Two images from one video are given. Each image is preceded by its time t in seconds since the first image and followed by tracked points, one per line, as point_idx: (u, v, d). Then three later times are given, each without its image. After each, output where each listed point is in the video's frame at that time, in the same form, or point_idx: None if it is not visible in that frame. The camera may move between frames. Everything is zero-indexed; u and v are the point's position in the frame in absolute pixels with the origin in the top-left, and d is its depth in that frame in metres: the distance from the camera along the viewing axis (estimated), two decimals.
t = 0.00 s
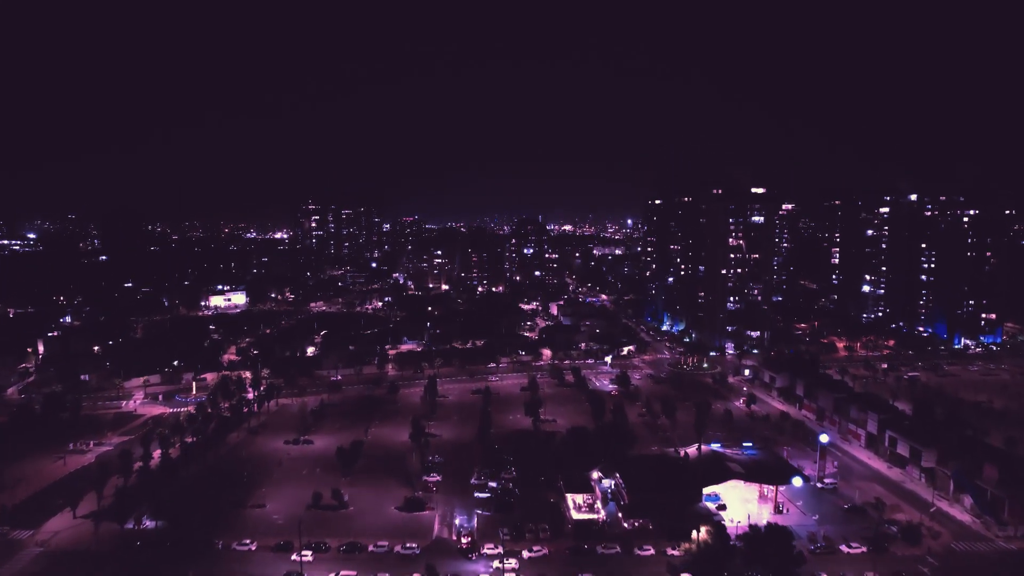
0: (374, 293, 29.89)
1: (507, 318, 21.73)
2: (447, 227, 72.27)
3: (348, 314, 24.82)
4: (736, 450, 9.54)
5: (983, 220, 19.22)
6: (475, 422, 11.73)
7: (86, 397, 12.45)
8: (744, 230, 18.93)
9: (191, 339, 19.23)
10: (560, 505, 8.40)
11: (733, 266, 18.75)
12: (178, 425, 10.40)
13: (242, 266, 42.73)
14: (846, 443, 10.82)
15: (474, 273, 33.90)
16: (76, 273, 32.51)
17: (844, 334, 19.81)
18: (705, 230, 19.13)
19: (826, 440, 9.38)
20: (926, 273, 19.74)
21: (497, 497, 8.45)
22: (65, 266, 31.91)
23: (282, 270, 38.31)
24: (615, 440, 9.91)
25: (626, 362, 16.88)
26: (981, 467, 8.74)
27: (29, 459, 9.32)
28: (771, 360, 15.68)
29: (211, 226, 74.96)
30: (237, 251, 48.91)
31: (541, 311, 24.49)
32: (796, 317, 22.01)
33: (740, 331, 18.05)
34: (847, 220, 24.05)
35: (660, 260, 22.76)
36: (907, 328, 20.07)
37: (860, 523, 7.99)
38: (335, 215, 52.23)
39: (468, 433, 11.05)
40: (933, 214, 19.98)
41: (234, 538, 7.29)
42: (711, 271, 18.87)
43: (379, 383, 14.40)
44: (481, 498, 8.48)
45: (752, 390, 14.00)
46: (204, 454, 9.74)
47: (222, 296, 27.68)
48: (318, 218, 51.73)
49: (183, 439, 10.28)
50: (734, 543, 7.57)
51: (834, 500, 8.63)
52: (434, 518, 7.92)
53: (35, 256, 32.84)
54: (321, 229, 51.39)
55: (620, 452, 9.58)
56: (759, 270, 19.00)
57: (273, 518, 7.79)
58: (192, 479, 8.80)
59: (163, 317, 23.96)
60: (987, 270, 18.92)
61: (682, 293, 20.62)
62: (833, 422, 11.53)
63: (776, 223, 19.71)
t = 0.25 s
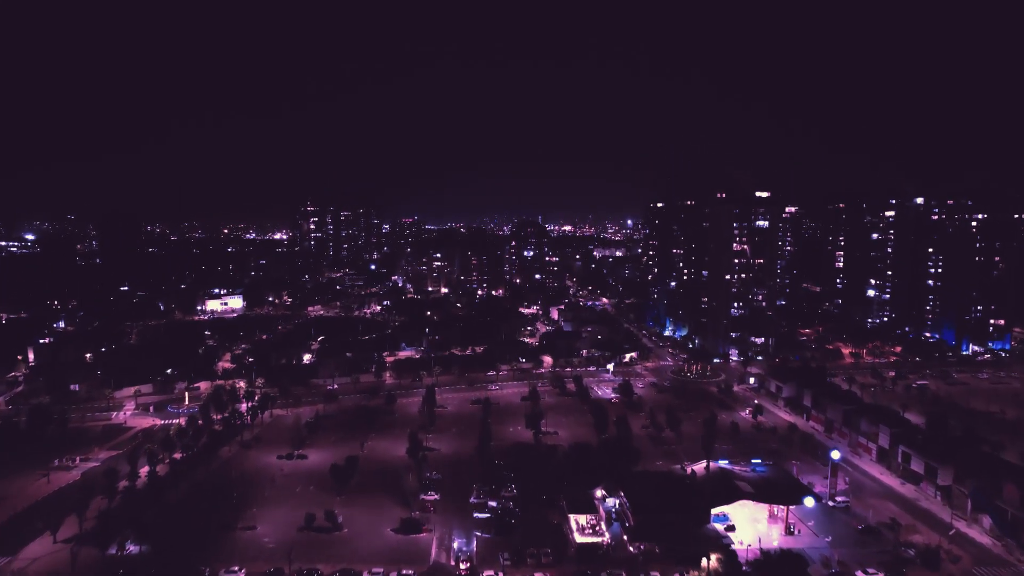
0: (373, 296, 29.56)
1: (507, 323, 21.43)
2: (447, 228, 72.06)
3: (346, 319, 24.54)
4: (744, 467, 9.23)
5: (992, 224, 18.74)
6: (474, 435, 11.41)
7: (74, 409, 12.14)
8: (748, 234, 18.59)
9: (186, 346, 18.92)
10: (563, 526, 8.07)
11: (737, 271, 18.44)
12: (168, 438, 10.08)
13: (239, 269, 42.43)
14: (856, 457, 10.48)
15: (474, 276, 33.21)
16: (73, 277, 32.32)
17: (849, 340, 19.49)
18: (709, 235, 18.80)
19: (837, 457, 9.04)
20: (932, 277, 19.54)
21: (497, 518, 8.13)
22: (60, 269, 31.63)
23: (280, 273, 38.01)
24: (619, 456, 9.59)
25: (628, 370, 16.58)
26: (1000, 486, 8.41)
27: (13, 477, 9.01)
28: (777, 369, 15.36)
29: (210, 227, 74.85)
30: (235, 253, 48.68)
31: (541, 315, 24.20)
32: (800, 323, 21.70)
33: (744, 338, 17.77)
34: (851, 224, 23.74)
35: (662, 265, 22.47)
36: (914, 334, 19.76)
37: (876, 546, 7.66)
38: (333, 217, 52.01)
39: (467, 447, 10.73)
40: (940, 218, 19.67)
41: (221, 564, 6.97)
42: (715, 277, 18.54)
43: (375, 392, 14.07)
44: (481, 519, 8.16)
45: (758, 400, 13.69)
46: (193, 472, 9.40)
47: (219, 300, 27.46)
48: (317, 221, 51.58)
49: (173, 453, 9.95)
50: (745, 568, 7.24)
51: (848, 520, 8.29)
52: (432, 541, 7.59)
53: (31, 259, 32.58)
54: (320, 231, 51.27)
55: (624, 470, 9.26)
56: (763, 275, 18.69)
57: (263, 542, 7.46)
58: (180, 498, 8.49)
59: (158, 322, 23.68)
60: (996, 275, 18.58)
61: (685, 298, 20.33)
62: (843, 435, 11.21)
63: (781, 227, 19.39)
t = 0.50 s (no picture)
0: (372, 300, 29.26)
1: (508, 328, 21.10)
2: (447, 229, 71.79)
3: (344, 324, 24.27)
4: (753, 485, 8.93)
5: (1001, 229, 18.32)
6: (474, 448, 11.10)
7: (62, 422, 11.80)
8: (753, 239, 18.28)
9: (180, 353, 18.59)
10: (566, 549, 7.74)
11: (741, 277, 18.15)
12: (157, 454, 9.75)
13: (237, 271, 42.11)
14: (867, 472, 10.14)
15: (474, 279, 32.79)
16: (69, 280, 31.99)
17: (855, 346, 19.20)
18: (713, 239, 18.48)
19: (850, 475, 8.68)
20: (939, 282, 19.37)
21: (497, 541, 7.79)
22: (55, 272, 31.32)
23: (278, 276, 37.72)
24: (623, 473, 9.27)
25: (630, 378, 16.27)
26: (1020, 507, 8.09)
27: None
28: (782, 378, 15.06)
29: (209, 228, 74.64)
30: (233, 255, 48.42)
31: (542, 320, 23.95)
32: (804, 328, 21.42)
33: (748, 344, 17.51)
34: (855, 227, 23.45)
35: (664, 269, 22.20)
36: (920, 340, 19.48)
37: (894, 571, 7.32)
38: (332, 219, 52.29)
39: (465, 462, 10.43)
40: (947, 222, 19.52)
41: None
42: (718, 282, 18.24)
43: (373, 403, 13.76)
44: (481, 542, 7.83)
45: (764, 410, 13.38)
46: (181, 491, 9.06)
47: (216, 304, 27.16)
48: (314, 223, 51.73)
49: (162, 469, 9.59)
50: None
51: (862, 543, 7.93)
52: (430, 567, 7.25)
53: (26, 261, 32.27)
54: (318, 232, 51.42)
55: (629, 489, 8.95)
56: (768, 281, 18.39)
57: (253, 567, 7.12)
58: (167, 520, 8.16)
59: (153, 327, 23.35)
60: (1005, 281, 18.12)
61: (688, 304, 20.07)
62: (852, 448, 10.89)
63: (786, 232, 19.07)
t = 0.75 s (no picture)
0: (371, 304, 28.94)
1: (508, 334, 20.76)
2: (447, 231, 71.49)
3: (342, 328, 23.99)
4: (763, 505, 8.62)
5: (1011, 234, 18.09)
6: (474, 463, 10.77)
7: (50, 437, 11.47)
8: (757, 245, 18.02)
9: (174, 360, 18.25)
10: None
11: (746, 282, 17.85)
12: (145, 472, 9.41)
13: (235, 274, 41.81)
14: (881, 488, 9.80)
15: (473, 283, 32.42)
16: (64, 284, 31.70)
17: (861, 352, 18.88)
18: (717, 245, 18.15)
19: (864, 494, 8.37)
20: (946, 288, 19.05)
21: (498, 566, 7.47)
22: (50, 276, 30.98)
23: (276, 278, 37.42)
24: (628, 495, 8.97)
25: (633, 387, 15.94)
26: None
27: None
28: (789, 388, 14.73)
29: (207, 230, 74.37)
30: (232, 257, 48.12)
31: (542, 325, 23.65)
32: (809, 334, 21.11)
33: (754, 351, 17.23)
34: (860, 231, 23.13)
35: (667, 273, 21.91)
36: (927, 347, 19.09)
37: None
38: (331, 220, 52.43)
39: (464, 478, 10.12)
40: (955, 227, 19.26)
41: None
42: (722, 288, 17.94)
43: (370, 414, 13.43)
44: (480, 566, 7.51)
45: (770, 423, 13.06)
46: (170, 511, 8.73)
47: (212, 308, 26.85)
48: (314, 224, 51.97)
49: (150, 488, 9.25)
50: None
51: (879, 566, 7.60)
52: None
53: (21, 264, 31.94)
54: (317, 234, 51.44)
55: (634, 510, 8.62)
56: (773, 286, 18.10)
57: None
58: (153, 544, 7.83)
59: (148, 333, 23.03)
60: (1015, 287, 17.83)
61: (691, 309, 19.81)
62: (864, 464, 10.55)
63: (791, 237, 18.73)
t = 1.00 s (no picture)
0: (370, 308, 28.64)
1: (508, 340, 20.43)
2: (446, 232, 71.16)
3: (340, 334, 23.72)
4: (774, 527, 8.29)
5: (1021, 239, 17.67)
6: (473, 479, 10.45)
7: (37, 452, 11.12)
8: (762, 250, 17.54)
9: (168, 367, 17.93)
10: None
11: (750, 289, 17.46)
12: (133, 491, 9.08)
13: (233, 276, 41.52)
14: (894, 505, 9.49)
15: (473, 286, 32.09)
16: (60, 289, 31.46)
17: (867, 360, 18.56)
18: (721, 250, 17.76)
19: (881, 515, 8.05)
20: (954, 293, 18.81)
21: None
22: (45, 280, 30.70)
23: (274, 282, 37.17)
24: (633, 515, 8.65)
25: (636, 397, 15.62)
26: None
27: None
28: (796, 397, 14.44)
29: (206, 231, 74.10)
30: (230, 259, 47.83)
31: (543, 331, 23.36)
32: (814, 339, 20.81)
33: (758, 359, 16.94)
34: (866, 235, 22.81)
35: (669, 278, 21.61)
36: (935, 352, 18.91)
37: None
38: (330, 223, 52.64)
39: (463, 495, 9.80)
40: (963, 231, 18.93)
41: None
42: (726, 295, 17.54)
43: (367, 426, 13.10)
44: None
45: (777, 434, 12.75)
46: (157, 533, 8.40)
47: (209, 313, 26.54)
48: (313, 226, 52.30)
49: (138, 507, 8.91)
50: None
51: None
52: None
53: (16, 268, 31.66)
54: (316, 236, 51.72)
55: (639, 532, 8.29)
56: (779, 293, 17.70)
57: None
58: (137, 569, 7.50)
59: (143, 339, 22.72)
60: None
61: (694, 315, 19.52)
62: (875, 479, 10.25)
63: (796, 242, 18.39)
